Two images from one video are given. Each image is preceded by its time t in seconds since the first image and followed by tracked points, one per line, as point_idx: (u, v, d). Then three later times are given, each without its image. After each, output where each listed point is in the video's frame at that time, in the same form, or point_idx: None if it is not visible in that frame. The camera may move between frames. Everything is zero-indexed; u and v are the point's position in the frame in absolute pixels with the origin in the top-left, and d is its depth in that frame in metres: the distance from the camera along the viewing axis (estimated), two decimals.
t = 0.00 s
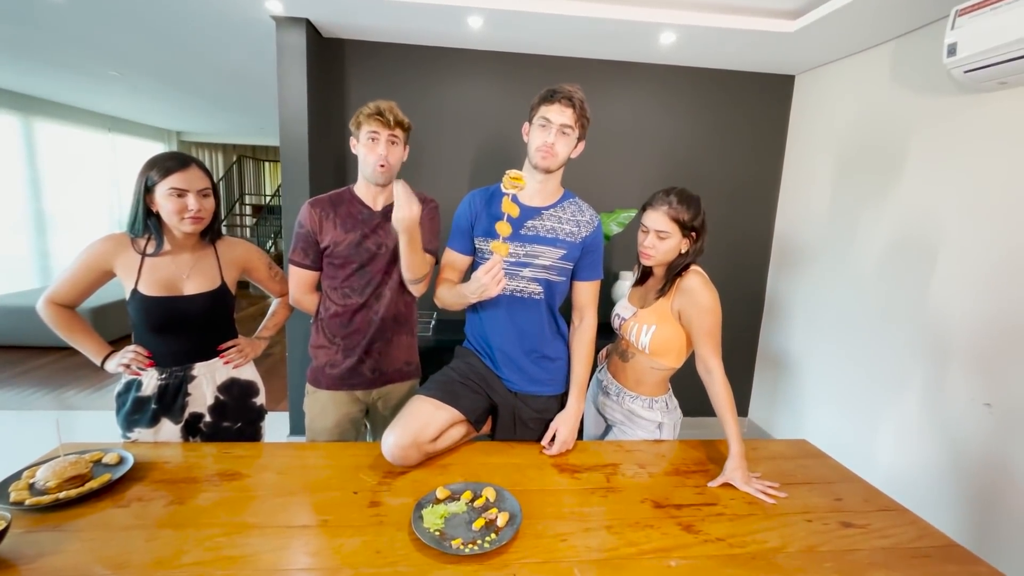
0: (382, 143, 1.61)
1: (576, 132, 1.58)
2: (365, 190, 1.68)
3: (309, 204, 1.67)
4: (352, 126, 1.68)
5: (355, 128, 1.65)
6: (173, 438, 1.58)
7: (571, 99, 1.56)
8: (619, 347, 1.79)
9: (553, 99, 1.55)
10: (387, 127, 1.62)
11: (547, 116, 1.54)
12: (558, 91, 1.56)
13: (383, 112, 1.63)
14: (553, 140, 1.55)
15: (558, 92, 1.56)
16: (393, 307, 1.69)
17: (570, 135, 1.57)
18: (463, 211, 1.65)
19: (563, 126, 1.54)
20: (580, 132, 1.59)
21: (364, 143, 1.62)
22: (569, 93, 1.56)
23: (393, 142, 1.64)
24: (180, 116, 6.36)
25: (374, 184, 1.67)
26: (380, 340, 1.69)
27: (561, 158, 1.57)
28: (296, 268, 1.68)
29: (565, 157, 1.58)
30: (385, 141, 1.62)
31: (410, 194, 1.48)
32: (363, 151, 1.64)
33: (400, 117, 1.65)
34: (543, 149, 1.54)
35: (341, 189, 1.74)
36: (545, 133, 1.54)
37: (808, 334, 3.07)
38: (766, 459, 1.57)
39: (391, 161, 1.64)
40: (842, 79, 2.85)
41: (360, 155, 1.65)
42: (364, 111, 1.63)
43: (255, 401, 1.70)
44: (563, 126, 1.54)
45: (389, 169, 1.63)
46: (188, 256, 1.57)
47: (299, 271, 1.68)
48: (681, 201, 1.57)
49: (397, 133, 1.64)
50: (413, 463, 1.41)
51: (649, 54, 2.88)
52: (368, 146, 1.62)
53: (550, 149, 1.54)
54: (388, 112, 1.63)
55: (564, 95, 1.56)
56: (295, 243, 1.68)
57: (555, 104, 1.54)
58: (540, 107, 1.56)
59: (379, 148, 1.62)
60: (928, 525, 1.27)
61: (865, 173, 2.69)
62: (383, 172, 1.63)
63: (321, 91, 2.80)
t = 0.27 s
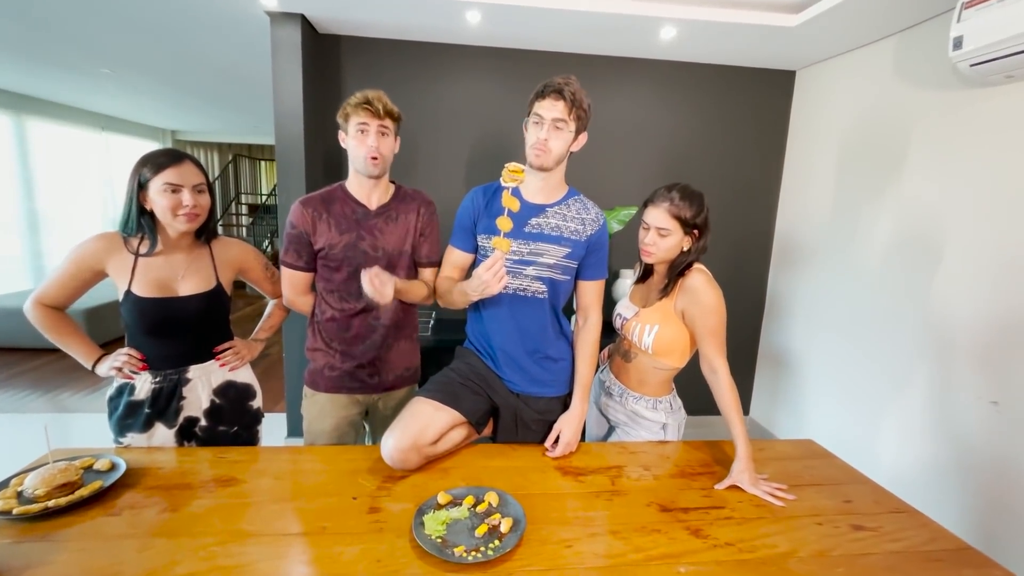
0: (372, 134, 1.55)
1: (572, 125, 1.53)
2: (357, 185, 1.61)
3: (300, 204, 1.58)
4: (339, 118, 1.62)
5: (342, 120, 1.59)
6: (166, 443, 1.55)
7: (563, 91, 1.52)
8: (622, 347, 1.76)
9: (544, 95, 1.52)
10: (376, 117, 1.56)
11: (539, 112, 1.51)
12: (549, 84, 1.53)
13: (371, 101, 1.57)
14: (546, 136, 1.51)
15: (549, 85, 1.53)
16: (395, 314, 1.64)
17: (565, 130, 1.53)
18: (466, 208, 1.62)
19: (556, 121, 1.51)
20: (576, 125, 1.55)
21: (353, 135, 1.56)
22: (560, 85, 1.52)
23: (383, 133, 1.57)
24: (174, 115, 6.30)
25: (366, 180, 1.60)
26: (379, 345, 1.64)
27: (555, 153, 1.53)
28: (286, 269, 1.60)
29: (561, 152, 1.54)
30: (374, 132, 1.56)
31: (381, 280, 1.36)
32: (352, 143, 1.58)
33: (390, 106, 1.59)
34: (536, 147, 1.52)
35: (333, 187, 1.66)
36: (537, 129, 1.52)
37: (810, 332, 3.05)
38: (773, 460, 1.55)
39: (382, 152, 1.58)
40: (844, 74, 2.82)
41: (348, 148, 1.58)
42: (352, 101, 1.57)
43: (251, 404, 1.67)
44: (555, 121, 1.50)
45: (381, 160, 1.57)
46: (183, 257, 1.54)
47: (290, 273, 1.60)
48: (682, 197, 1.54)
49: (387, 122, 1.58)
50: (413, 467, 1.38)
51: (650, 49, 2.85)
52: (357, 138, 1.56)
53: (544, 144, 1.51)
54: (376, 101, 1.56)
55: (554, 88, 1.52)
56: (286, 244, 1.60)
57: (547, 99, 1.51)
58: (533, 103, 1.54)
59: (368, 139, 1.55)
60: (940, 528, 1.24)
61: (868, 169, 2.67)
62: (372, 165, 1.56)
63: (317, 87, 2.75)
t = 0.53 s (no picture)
0: (366, 145, 1.48)
1: (583, 115, 1.47)
2: (353, 187, 1.55)
3: (292, 208, 1.51)
4: (331, 118, 1.53)
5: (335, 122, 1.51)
6: (161, 450, 1.50)
7: (572, 81, 1.46)
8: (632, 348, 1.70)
9: (551, 86, 1.47)
10: (370, 127, 1.48)
11: (547, 103, 1.46)
12: (555, 75, 1.48)
13: (366, 107, 1.49)
14: (556, 128, 1.45)
15: (555, 76, 1.48)
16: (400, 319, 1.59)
17: (576, 120, 1.46)
18: (473, 203, 1.56)
19: (565, 112, 1.45)
20: (588, 115, 1.49)
21: (346, 141, 1.50)
22: (567, 74, 1.47)
23: (378, 141, 1.51)
24: (167, 113, 6.21)
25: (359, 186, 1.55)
26: (383, 351, 1.59)
27: (566, 147, 1.47)
28: (282, 275, 1.54)
29: (573, 145, 1.48)
30: (368, 141, 1.49)
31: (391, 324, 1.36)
32: (345, 150, 1.51)
33: (386, 110, 1.51)
34: (547, 140, 1.46)
35: (326, 187, 1.59)
36: (546, 122, 1.46)
37: (816, 330, 3.01)
38: (788, 465, 1.50)
39: (376, 160, 1.51)
40: (850, 69, 2.77)
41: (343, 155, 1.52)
42: (343, 106, 1.49)
43: (249, 408, 1.61)
44: (565, 112, 1.45)
45: (376, 170, 1.50)
46: (176, 259, 1.50)
47: (285, 279, 1.54)
48: (687, 185, 1.52)
49: (381, 130, 1.50)
50: (419, 476, 1.33)
51: (653, 43, 2.79)
52: (350, 146, 1.49)
53: (553, 136, 1.45)
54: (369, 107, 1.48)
55: (561, 77, 1.47)
56: (280, 249, 1.53)
57: (555, 90, 1.46)
58: (540, 96, 1.48)
59: (362, 148, 1.48)
60: (966, 535, 1.20)
61: (875, 165, 2.63)
62: (369, 175, 1.50)
63: (313, 83, 2.69)
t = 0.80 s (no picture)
0: (370, 144, 1.41)
1: (608, 108, 1.42)
2: (356, 188, 1.48)
3: (295, 210, 1.43)
4: (333, 115, 1.46)
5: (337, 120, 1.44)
6: (162, 463, 1.43)
7: (598, 74, 1.42)
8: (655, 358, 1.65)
9: (578, 78, 1.42)
10: (373, 125, 1.41)
11: (573, 95, 1.40)
12: (580, 67, 1.44)
13: (369, 105, 1.41)
14: (583, 119, 1.40)
15: (581, 67, 1.44)
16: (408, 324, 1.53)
17: (602, 113, 1.41)
18: (485, 199, 1.51)
19: (592, 104, 1.40)
20: (613, 109, 1.44)
21: (349, 141, 1.42)
22: (593, 65, 1.42)
23: (382, 140, 1.43)
24: (163, 112, 6.12)
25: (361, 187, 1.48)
26: (392, 358, 1.52)
27: (593, 140, 1.41)
28: (283, 281, 1.45)
29: (598, 138, 1.43)
30: (373, 140, 1.41)
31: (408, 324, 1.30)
32: (348, 150, 1.44)
33: (391, 107, 1.43)
34: (574, 132, 1.40)
35: (328, 188, 1.53)
36: (572, 114, 1.40)
37: (827, 330, 2.96)
38: (812, 473, 1.45)
39: (380, 161, 1.43)
40: (861, 63, 2.72)
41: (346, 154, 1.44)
42: (346, 103, 1.41)
43: (254, 416, 1.55)
44: (592, 104, 1.39)
45: (381, 171, 1.43)
46: (175, 261, 1.44)
47: (284, 285, 1.45)
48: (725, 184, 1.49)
49: (385, 130, 1.43)
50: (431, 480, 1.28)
51: (661, 38, 2.73)
52: (353, 146, 1.42)
53: (582, 128, 1.40)
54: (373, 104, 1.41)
55: (587, 70, 1.42)
56: (281, 255, 1.45)
57: (581, 81, 1.41)
58: (564, 88, 1.43)
59: (366, 148, 1.41)
60: (1006, 548, 1.15)
61: (888, 162, 2.58)
62: (372, 176, 1.43)
63: (313, 80, 2.62)
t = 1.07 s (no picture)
0: (375, 140, 1.35)
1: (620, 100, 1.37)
2: (362, 186, 1.42)
3: (296, 210, 1.37)
4: (336, 110, 1.40)
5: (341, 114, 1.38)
6: (163, 476, 1.37)
7: (613, 63, 1.36)
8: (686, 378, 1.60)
9: (590, 65, 1.36)
10: (378, 121, 1.34)
11: (584, 83, 1.35)
12: (596, 54, 1.38)
13: (375, 99, 1.35)
14: (593, 109, 1.34)
15: (596, 55, 1.38)
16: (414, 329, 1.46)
17: (613, 104, 1.36)
18: (487, 197, 1.43)
19: (604, 93, 1.34)
20: (625, 101, 1.39)
21: (353, 137, 1.36)
22: (610, 55, 1.36)
23: (388, 137, 1.37)
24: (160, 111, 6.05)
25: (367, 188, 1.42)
26: (399, 365, 1.45)
27: (601, 133, 1.36)
28: (283, 283, 1.40)
29: (607, 132, 1.37)
30: (378, 136, 1.35)
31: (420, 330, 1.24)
32: (351, 146, 1.38)
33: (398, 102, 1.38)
34: (581, 123, 1.35)
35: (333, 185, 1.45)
36: (581, 102, 1.35)
37: (841, 331, 2.89)
38: (841, 484, 1.39)
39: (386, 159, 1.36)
40: (876, 58, 2.66)
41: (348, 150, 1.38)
42: (349, 98, 1.35)
43: (261, 426, 1.49)
44: (603, 94, 1.34)
45: (387, 169, 1.36)
46: (181, 265, 1.40)
47: (290, 288, 1.41)
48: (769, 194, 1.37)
49: (392, 125, 1.37)
50: (444, 502, 1.20)
51: (670, 33, 2.67)
52: (357, 143, 1.36)
53: (591, 117, 1.34)
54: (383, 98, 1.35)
55: (601, 58, 1.36)
56: (283, 257, 1.39)
57: (593, 69, 1.35)
58: (575, 76, 1.37)
59: (371, 144, 1.35)
60: None
61: (904, 159, 2.51)
62: (377, 174, 1.36)
63: (314, 76, 2.55)
